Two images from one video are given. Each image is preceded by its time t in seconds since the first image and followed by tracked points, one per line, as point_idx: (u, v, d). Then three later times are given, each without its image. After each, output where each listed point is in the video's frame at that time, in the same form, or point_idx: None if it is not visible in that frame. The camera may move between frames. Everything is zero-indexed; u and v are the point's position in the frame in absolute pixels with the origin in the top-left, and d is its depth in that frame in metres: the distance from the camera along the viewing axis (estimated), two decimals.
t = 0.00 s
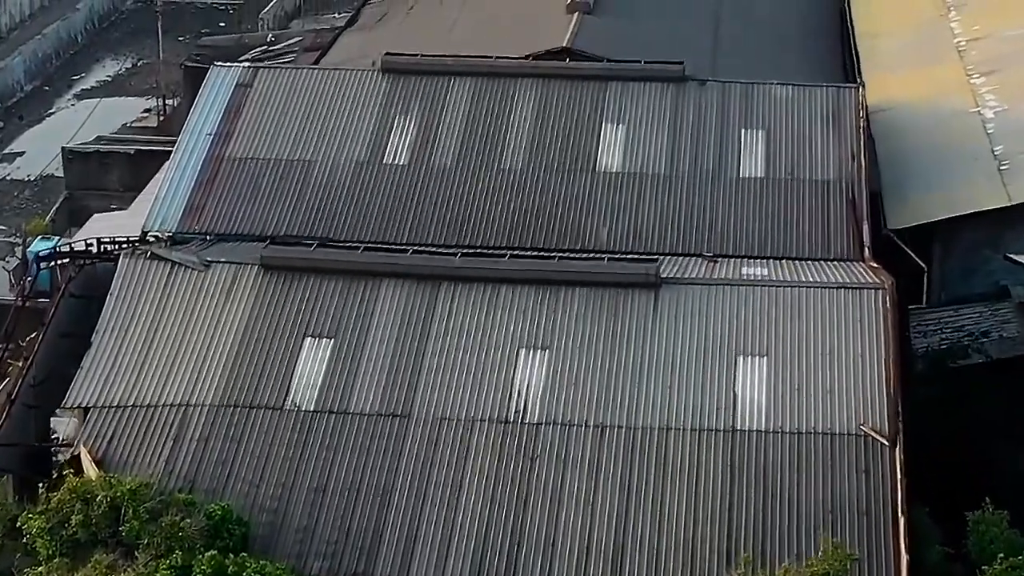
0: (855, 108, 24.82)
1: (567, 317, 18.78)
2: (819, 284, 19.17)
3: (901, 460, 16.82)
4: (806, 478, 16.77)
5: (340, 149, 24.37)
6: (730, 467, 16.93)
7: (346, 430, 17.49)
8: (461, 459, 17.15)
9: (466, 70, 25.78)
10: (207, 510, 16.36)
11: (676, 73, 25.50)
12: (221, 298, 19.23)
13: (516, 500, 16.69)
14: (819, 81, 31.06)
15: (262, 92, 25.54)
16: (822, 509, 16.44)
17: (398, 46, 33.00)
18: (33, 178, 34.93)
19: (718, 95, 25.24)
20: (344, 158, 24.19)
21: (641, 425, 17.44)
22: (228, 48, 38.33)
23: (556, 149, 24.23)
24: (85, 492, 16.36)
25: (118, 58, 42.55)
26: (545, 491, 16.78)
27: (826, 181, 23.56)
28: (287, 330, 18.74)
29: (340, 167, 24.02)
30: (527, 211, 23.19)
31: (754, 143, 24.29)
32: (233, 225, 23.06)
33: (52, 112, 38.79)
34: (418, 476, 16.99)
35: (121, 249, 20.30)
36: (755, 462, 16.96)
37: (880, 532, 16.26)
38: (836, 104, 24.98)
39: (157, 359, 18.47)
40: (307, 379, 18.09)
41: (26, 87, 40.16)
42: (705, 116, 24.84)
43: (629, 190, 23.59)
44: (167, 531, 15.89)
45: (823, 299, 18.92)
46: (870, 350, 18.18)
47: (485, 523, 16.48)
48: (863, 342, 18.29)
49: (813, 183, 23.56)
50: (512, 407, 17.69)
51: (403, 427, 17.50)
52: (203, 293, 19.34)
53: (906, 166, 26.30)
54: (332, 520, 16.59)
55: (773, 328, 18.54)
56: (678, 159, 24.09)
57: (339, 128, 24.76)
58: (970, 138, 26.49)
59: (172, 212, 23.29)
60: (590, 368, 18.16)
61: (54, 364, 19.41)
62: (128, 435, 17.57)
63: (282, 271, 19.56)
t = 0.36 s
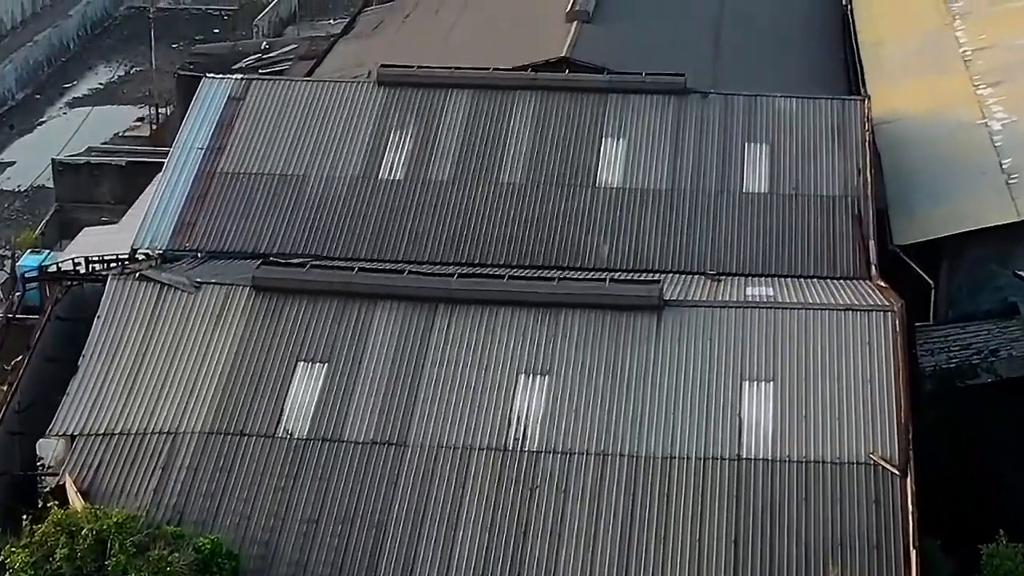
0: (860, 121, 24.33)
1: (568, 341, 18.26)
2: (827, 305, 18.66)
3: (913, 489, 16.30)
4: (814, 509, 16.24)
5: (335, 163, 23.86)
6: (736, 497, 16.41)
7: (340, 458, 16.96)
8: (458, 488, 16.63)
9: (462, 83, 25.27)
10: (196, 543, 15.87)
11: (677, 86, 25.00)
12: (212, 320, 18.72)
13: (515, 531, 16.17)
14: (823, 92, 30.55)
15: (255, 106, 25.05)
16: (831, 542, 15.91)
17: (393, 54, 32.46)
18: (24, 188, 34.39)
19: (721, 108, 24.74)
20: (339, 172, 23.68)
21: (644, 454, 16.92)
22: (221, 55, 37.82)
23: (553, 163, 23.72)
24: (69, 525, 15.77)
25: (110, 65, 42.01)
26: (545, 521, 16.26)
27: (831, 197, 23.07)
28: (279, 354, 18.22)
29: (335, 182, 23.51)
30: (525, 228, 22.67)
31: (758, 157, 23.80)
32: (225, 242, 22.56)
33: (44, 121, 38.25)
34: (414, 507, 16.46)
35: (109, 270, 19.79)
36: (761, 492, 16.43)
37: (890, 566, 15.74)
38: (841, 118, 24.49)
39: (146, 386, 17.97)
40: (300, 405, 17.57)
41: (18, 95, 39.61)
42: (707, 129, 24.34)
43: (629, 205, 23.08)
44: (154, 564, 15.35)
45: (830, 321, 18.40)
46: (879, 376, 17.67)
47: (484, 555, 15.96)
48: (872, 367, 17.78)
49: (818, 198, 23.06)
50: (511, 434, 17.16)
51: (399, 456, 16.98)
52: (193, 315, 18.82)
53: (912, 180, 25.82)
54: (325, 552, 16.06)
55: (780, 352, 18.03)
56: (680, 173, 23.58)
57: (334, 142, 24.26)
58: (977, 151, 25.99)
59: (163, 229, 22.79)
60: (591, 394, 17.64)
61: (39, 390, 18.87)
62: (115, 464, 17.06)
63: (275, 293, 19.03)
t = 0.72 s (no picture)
0: (866, 135, 23.82)
1: (568, 365, 17.74)
2: (834, 328, 18.14)
3: (924, 521, 15.77)
4: (824, 540, 15.70)
5: (329, 179, 23.36)
6: (742, 529, 15.88)
7: (333, 488, 16.43)
8: (456, 519, 16.10)
9: (459, 95, 24.76)
10: None
11: (679, 98, 24.47)
12: (202, 343, 18.20)
13: (515, 564, 15.64)
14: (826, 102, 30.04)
15: (248, 118, 24.53)
16: None
17: (389, 63, 31.93)
18: (14, 199, 33.88)
19: (724, 120, 24.23)
20: (333, 188, 23.18)
21: (648, 483, 16.39)
22: (215, 63, 37.29)
23: (552, 179, 23.21)
24: (53, 557, 15.21)
25: (102, 72, 41.47)
26: (545, 554, 15.73)
27: (836, 213, 22.56)
28: (271, 379, 17.69)
29: (329, 198, 23.00)
30: (524, 245, 22.16)
31: (761, 172, 23.29)
32: (216, 260, 22.06)
33: (34, 128, 37.71)
34: (410, 539, 15.94)
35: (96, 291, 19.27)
36: (768, 523, 15.91)
37: None
38: (846, 131, 23.98)
39: (133, 413, 17.45)
40: (292, 433, 17.04)
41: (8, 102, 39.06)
42: (709, 142, 23.83)
43: (631, 221, 22.56)
44: None
45: (838, 344, 17.88)
46: (888, 402, 17.15)
47: None
48: (881, 393, 17.27)
49: (823, 214, 22.56)
50: (510, 463, 16.63)
51: (394, 485, 16.45)
52: (182, 338, 18.29)
53: (918, 194, 25.32)
54: None
55: (786, 377, 17.51)
56: (682, 188, 23.07)
57: (328, 157, 23.75)
58: (985, 164, 25.49)
59: (153, 246, 22.29)
60: (592, 422, 17.11)
61: (21, 416, 18.42)
62: (101, 492, 16.54)
63: (266, 315, 18.49)
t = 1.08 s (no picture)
0: (873, 149, 23.31)
1: (570, 390, 17.22)
2: (843, 352, 17.63)
3: (938, 555, 15.24)
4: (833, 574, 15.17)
5: (323, 193, 22.84)
6: (749, 563, 15.36)
7: (326, 519, 15.90)
8: (453, 552, 15.57)
9: (457, 107, 24.24)
10: None
11: (682, 111, 23.96)
12: (192, 367, 17.69)
13: None
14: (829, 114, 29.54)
15: (240, 131, 24.01)
16: None
17: (386, 72, 31.41)
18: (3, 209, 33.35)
19: (727, 133, 23.72)
20: (327, 203, 22.66)
21: (651, 514, 15.87)
22: (208, 71, 36.76)
23: (550, 196, 22.69)
24: None
25: (94, 79, 40.94)
26: None
27: (842, 230, 22.06)
28: (263, 406, 17.16)
29: (323, 214, 22.49)
30: (524, 263, 21.65)
31: (765, 187, 22.78)
32: (208, 276, 21.54)
33: (24, 136, 37.17)
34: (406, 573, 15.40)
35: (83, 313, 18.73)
36: (776, 556, 15.39)
37: None
38: (852, 144, 23.47)
39: (120, 441, 16.94)
40: (284, 461, 16.52)
41: None
42: (712, 155, 23.32)
43: (632, 237, 22.06)
44: None
45: (847, 369, 17.37)
46: (899, 429, 16.64)
47: None
48: (893, 420, 16.75)
49: (828, 230, 22.05)
50: (509, 493, 16.11)
51: (389, 516, 15.92)
52: (171, 362, 17.76)
53: (925, 207, 24.81)
54: None
55: (794, 403, 16.99)
56: (685, 203, 22.56)
57: (322, 171, 23.23)
58: (994, 177, 24.98)
59: (143, 262, 21.77)
60: (593, 450, 16.58)
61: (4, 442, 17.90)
62: (88, 523, 16.02)
63: (259, 338, 17.96)
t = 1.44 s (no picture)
0: (880, 163, 22.80)
1: (571, 416, 16.70)
2: (852, 376, 17.12)
3: None
4: None
5: (318, 208, 22.33)
6: None
7: (320, 551, 15.37)
8: None
9: (454, 118, 23.71)
10: None
11: (684, 123, 23.44)
12: (182, 392, 17.16)
13: None
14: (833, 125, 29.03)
15: (233, 145, 23.49)
16: None
17: (382, 81, 30.88)
18: None
19: (731, 146, 23.21)
20: (322, 219, 22.15)
21: (656, 547, 15.35)
22: (201, 78, 36.23)
23: (550, 211, 22.18)
24: None
25: (87, 85, 40.41)
26: None
27: (849, 246, 21.55)
28: (255, 433, 16.64)
29: (318, 229, 21.98)
30: (523, 281, 21.15)
31: (770, 201, 22.26)
32: (199, 294, 21.01)
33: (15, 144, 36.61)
34: None
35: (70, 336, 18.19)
36: None
37: None
38: (858, 157, 22.96)
39: (107, 469, 16.41)
40: (277, 491, 16.00)
41: None
42: (715, 169, 22.81)
43: (634, 254, 21.54)
44: None
45: (856, 393, 16.86)
46: (911, 457, 16.12)
47: None
48: (905, 447, 16.25)
49: (835, 246, 21.55)
50: (508, 524, 15.59)
51: (385, 548, 15.41)
52: (160, 387, 17.23)
53: (932, 221, 24.31)
54: None
55: (802, 430, 16.48)
56: (688, 219, 22.05)
57: (317, 185, 22.72)
58: (1003, 191, 24.49)
59: (133, 280, 21.24)
60: (596, 479, 16.06)
61: None
62: (74, 556, 15.48)
63: (251, 362, 17.43)
